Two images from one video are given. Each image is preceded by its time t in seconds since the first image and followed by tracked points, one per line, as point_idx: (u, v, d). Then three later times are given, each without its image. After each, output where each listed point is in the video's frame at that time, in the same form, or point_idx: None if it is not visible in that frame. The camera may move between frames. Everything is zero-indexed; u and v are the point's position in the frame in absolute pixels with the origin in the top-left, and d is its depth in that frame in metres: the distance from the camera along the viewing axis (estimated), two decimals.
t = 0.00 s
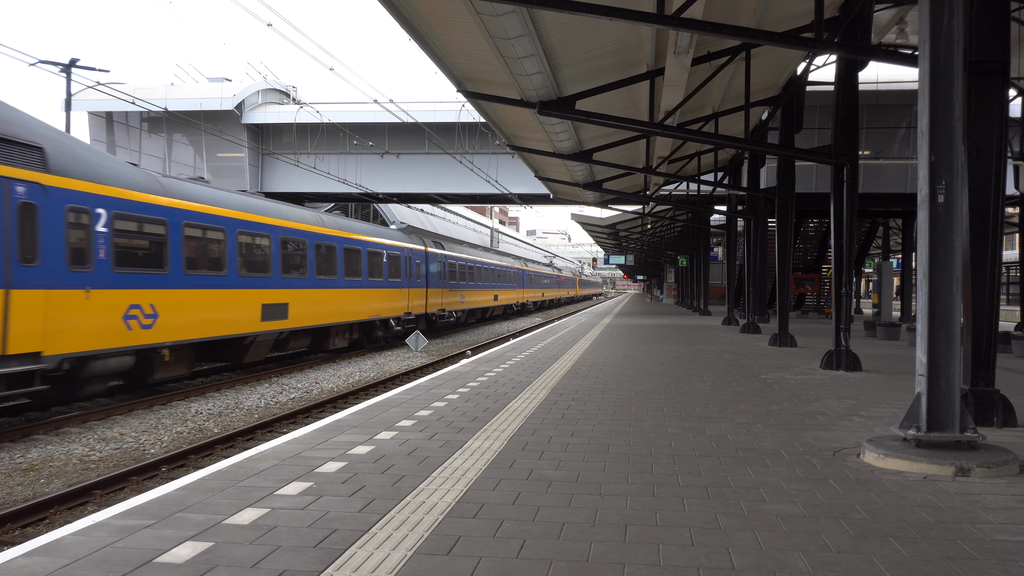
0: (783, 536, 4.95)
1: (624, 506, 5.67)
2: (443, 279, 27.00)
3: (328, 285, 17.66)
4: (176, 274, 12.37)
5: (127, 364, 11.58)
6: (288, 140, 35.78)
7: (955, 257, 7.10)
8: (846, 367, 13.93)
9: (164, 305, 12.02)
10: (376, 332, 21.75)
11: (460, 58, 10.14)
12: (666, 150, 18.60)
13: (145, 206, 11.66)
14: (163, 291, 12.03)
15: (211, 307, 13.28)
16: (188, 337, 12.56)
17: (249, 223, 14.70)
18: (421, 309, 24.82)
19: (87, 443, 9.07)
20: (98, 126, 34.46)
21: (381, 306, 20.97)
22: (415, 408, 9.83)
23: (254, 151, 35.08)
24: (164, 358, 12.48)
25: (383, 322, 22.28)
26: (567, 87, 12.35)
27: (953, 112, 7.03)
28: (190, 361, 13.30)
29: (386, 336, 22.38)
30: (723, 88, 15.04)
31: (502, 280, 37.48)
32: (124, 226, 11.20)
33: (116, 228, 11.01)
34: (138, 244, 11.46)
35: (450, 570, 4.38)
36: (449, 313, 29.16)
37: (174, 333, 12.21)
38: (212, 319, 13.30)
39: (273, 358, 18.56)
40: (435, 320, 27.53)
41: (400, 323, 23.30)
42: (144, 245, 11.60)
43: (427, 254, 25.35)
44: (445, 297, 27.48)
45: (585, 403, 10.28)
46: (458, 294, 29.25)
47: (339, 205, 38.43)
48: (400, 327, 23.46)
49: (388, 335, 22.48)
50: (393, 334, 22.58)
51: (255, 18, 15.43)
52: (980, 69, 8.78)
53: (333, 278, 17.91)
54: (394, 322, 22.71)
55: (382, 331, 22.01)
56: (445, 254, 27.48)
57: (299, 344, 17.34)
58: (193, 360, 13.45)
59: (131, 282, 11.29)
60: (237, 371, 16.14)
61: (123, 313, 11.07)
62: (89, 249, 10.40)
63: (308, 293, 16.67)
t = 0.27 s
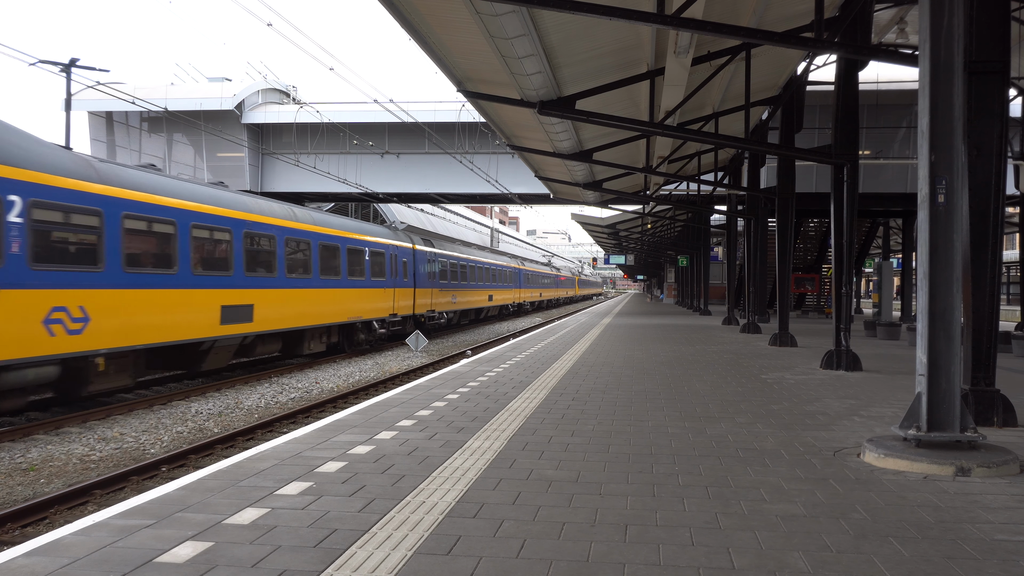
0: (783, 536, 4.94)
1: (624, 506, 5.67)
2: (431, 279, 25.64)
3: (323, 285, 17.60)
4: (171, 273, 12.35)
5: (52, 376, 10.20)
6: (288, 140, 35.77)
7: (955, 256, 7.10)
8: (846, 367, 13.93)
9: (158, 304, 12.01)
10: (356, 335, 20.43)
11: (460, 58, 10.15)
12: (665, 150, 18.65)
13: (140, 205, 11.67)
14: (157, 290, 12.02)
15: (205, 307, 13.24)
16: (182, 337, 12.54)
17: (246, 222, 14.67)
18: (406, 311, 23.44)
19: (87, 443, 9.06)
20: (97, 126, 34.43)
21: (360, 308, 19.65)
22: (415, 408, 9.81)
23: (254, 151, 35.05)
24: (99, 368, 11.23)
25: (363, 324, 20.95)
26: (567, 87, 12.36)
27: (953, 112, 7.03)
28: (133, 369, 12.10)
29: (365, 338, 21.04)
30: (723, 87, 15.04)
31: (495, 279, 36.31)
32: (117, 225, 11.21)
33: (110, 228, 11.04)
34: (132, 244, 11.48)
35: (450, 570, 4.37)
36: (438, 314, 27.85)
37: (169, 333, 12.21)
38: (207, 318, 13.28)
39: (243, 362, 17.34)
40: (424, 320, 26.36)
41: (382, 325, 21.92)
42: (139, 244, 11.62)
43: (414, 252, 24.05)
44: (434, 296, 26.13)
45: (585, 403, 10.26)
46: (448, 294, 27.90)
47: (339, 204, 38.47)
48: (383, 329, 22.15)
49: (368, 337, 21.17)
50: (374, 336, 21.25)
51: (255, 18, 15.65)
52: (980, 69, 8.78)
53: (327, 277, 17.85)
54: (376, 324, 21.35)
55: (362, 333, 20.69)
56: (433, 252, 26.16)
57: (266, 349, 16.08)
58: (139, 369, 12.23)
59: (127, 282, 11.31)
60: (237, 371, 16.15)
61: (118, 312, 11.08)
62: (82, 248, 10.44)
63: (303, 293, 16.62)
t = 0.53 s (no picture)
0: (783, 536, 4.94)
1: (624, 506, 5.67)
2: (418, 279, 24.24)
3: (323, 285, 17.58)
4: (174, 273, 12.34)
5: None
6: (288, 140, 35.77)
7: (956, 256, 7.09)
8: (846, 367, 13.93)
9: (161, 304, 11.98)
10: (335, 339, 18.99)
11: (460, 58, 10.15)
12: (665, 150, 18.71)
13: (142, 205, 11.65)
14: (160, 289, 12.00)
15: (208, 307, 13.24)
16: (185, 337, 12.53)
17: (224, 218, 13.90)
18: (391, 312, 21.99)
19: (87, 443, 9.06)
20: (98, 126, 34.47)
21: (348, 309, 18.89)
22: (415, 408, 9.80)
23: (254, 151, 35.08)
24: (11, 381, 9.44)
25: (342, 327, 19.47)
26: (567, 87, 12.37)
27: (953, 111, 7.03)
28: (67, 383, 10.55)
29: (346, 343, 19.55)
30: (723, 86, 15.05)
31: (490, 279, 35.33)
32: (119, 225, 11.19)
33: (110, 228, 11.00)
34: (135, 244, 11.45)
35: (450, 570, 4.37)
36: (428, 316, 26.39)
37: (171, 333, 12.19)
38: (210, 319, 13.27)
39: (206, 370, 15.78)
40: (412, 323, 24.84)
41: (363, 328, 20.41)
42: (139, 244, 11.55)
43: (400, 250, 22.68)
44: (422, 297, 24.70)
45: (586, 403, 10.25)
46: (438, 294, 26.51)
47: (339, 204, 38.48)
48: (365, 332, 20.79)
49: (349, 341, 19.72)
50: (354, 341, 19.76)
51: (255, 17, 16.16)
52: (981, 69, 8.78)
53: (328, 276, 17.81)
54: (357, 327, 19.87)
55: (343, 338, 19.26)
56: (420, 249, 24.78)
57: (226, 355, 14.48)
58: (67, 382, 10.53)
59: (129, 282, 11.29)
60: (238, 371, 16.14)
61: (122, 313, 11.09)
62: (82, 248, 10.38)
63: (303, 293, 16.61)
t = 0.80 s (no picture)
0: (784, 536, 4.94)
1: (623, 506, 5.67)
2: (404, 278, 22.82)
3: (322, 284, 17.53)
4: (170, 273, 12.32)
5: None
6: (288, 140, 35.77)
7: (956, 256, 7.10)
8: (846, 366, 13.94)
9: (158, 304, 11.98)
10: (309, 343, 17.59)
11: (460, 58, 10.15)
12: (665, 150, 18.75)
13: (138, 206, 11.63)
14: (157, 290, 11.98)
15: (206, 307, 13.24)
16: (182, 337, 12.53)
17: (173, 211, 12.54)
18: (373, 314, 20.57)
19: (87, 443, 9.06)
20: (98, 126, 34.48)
21: (349, 309, 18.86)
22: (415, 408, 9.80)
23: (254, 151, 35.09)
24: None
25: (317, 330, 18.03)
26: (567, 87, 12.37)
27: (953, 112, 7.03)
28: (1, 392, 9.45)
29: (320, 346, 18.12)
30: (723, 86, 15.05)
31: (484, 278, 34.26)
32: (114, 225, 11.18)
33: (25, 218, 9.55)
34: (131, 244, 11.44)
35: (450, 570, 4.37)
36: (416, 317, 24.98)
37: (168, 333, 12.20)
38: (207, 319, 13.28)
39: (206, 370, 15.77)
40: (398, 325, 23.38)
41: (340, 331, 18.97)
42: (66, 238, 10.17)
43: (385, 247, 21.31)
44: (408, 298, 23.31)
45: (586, 403, 10.24)
46: (427, 295, 25.14)
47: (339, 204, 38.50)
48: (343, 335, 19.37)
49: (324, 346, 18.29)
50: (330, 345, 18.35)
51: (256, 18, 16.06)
52: (981, 69, 8.78)
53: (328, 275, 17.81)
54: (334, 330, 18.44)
55: (317, 342, 17.85)
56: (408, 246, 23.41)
57: (178, 363, 13.14)
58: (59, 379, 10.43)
59: (125, 282, 11.29)
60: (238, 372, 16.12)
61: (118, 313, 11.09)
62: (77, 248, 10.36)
63: (302, 292, 16.55)
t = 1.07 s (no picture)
0: (784, 536, 4.94)
1: (623, 506, 5.66)
2: (387, 278, 21.30)
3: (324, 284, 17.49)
4: (177, 272, 12.27)
5: None
6: (288, 140, 35.77)
7: (955, 256, 7.09)
8: (846, 366, 13.95)
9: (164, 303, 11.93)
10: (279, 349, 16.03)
11: (460, 58, 10.14)
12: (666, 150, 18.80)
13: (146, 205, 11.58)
14: (164, 289, 11.93)
15: (212, 306, 13.19)
16: (187, 336, 12.47)
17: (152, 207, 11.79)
18: (352, 316, 19.06)
19: (87, 443, 9.05)
20: (98, 126, 34.50)
21: (348, 310, 18.86)
22: (414, 408, 9.79)
23: (254, 151, 35.09)
24: None
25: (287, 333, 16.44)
26: (567, 86, 12.38)
27: (953, 111, 7.02)
28: None
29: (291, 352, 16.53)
30: (723, 86, 15.04)
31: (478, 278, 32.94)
32: (29, 214, 9.45)
33: None
34: (139, 243, 11.40)
35: (450, 570, 4.37)
36: (402, 319, 23.45)
37: (175, 332, 12.16)
38: (213, 318, 13.24)
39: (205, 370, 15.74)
40: (381, 328, 22.03)
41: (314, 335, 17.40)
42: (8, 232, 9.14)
43: (365, 244, 19.79)
44: (392, 299, 21.83)
45: (585, 403, 10.21)
46: (413, 295, 23.68)
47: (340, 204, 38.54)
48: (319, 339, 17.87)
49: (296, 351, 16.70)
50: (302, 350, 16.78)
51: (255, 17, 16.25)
52: (981, 69, 8.78)
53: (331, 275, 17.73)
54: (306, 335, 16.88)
55: (288, 347, 16.28)
56: (392, 242, 21.91)
57: (114, 374, 11.48)
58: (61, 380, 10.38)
59: (132, 282, 11.24)
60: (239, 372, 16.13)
61: (126, 312, 11.05)
62: (86, 247, 10.34)
63: (304, 292, 16.51)
